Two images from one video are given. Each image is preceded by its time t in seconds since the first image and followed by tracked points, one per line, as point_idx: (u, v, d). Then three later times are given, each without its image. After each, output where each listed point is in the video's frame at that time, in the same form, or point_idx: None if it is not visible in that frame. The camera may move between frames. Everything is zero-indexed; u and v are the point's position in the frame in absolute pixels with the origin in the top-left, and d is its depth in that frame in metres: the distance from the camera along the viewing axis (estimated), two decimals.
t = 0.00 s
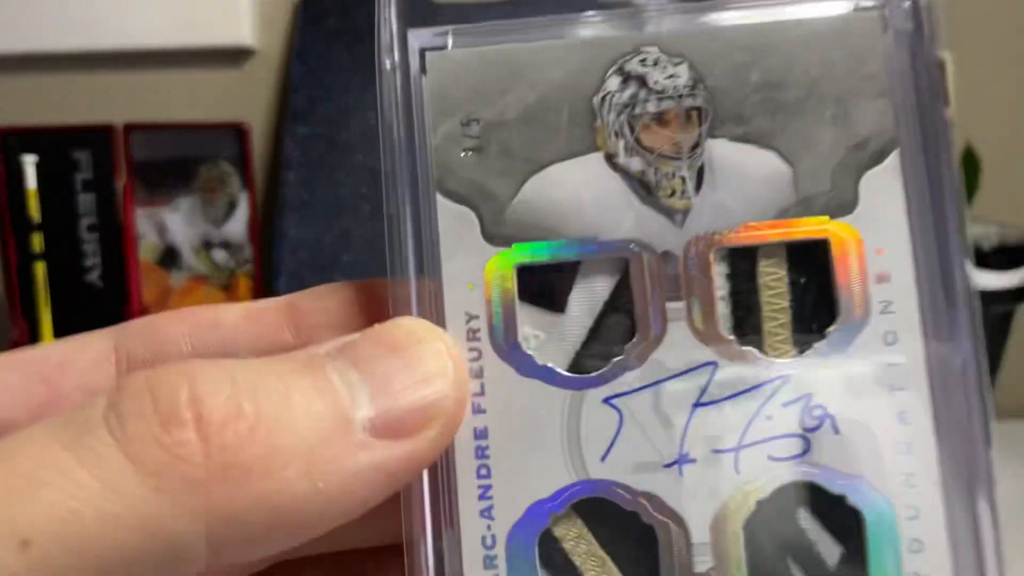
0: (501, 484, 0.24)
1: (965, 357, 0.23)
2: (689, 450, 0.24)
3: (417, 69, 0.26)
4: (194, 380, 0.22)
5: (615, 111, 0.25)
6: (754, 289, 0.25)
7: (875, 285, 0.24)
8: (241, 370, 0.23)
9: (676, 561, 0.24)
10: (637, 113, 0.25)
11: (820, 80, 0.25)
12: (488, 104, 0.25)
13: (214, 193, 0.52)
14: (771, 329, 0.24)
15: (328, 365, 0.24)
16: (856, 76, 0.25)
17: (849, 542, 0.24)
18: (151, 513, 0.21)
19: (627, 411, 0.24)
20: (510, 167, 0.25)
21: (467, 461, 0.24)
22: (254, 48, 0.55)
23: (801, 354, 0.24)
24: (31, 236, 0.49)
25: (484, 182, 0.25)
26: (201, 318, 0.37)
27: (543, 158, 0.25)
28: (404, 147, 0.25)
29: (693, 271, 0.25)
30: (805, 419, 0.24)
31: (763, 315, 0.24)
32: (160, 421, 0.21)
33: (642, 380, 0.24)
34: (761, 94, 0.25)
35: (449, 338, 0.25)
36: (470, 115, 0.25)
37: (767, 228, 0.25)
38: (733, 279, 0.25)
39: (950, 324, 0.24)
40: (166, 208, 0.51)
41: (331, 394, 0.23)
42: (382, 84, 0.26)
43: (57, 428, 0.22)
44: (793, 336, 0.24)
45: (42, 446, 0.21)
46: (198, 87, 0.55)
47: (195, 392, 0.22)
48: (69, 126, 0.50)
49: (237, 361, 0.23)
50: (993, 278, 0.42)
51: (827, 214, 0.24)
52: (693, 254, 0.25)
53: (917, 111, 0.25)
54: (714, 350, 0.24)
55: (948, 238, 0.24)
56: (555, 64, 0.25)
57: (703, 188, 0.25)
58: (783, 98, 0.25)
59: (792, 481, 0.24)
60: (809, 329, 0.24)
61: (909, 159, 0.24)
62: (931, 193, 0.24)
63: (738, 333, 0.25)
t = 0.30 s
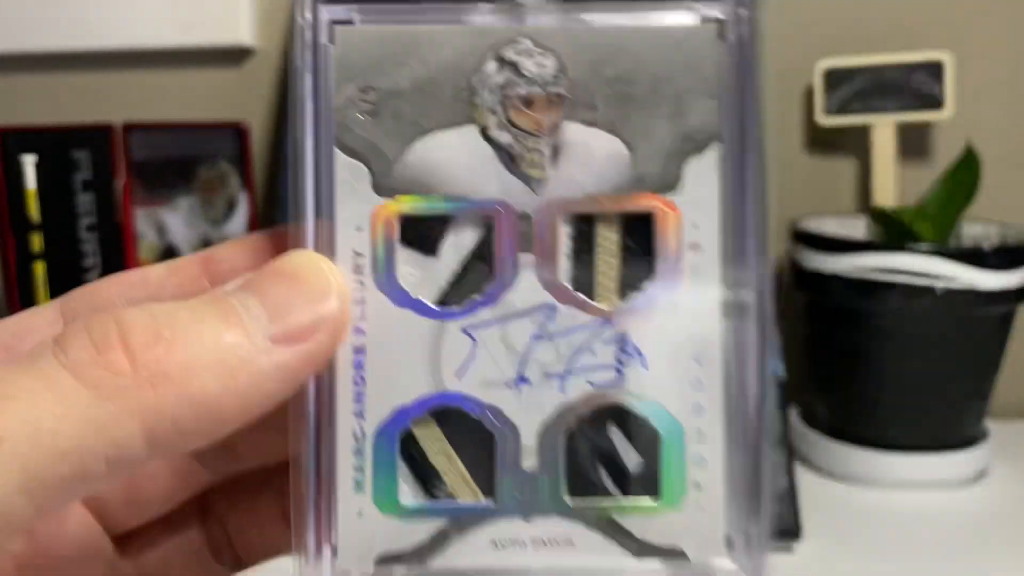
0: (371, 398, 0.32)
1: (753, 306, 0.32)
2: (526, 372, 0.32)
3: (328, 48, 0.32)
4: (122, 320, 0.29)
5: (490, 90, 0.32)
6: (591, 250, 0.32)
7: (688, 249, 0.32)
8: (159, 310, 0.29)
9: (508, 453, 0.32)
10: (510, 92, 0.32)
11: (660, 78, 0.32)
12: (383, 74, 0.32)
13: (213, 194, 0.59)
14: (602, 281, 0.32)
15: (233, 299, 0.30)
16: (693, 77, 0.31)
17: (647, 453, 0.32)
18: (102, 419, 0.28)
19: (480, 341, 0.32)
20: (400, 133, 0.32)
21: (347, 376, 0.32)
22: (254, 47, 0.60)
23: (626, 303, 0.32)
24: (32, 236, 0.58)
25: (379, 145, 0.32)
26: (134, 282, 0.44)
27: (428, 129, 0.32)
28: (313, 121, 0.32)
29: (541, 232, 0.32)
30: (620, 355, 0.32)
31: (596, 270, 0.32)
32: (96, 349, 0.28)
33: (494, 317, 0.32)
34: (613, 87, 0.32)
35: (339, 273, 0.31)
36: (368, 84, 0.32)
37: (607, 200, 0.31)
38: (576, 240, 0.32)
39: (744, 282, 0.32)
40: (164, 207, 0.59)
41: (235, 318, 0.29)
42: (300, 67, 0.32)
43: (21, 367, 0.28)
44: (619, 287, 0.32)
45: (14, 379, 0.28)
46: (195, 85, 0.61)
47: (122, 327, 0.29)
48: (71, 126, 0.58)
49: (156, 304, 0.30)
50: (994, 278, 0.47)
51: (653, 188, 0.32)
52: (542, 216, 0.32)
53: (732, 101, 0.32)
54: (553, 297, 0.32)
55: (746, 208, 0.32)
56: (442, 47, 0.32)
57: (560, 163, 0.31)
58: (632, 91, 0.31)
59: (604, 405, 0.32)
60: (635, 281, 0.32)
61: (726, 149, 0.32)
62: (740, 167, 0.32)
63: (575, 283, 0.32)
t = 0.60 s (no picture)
0: (361, 366, 0.30)
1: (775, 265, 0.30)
2: (525, 336, 0.30)
3: None
4: (72, 321, 0.27)
5: (471, 23, 0.29)
6: (591, 200, 0.30)
7: (701, 198, 0.30)
8: (108, 305, 0.27)
9: (511, 421, 0.31)
10: (492, 25, 0.29)
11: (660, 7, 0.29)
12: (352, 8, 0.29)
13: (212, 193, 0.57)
14: (605, 235, 0.30)
15: (191, 282, 0.28)
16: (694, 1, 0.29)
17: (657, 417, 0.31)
18: (54, 424, 0.26)
19: (472, 302, 0.30)
20: (372, 74, 0.29)
21: (334, 342, 0.30)
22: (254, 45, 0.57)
23: (631, 258, 0.30)
24: (33, 236, 0.57)
25: (349, 88, 0.29)
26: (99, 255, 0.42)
27: (403, 68, 0.29)
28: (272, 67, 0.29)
29: (535, 182, 0.30)
30: (627, 313, 0.30)
31: (597, 223, 0.30)
32: (45, 353, 0.26)
33: (488, 276, 0.30)
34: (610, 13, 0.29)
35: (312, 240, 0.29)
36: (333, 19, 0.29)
37: (607, 145, 0.29)
38: (574, 188, 0.30)
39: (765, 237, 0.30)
40: (165, 208, 0.57)
41: (192, 301, 0.27)
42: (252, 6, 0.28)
43: None
44: (623, 241, 0.30)
45: None
46: (195, 86, 0.57)
47: (71, 329, 0.26)
48: (73, 126, 0.57)
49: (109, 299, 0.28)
50: (995, 279, 0.44)
51: (661, 132, 0.29)
52: (535, 164, 0.29)
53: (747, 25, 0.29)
54: (551, 252, 0.30)
55: (766, 156, 0.29)
56: None
57: (552, 102, 0.29)
58: (628, 15, 0.29)
59: (611, 368, 0.31)
60: (640, 236, 0.30)
61: (740, 78, 0.29)
62: (756, 106, 0.29)
63: (574, 237, 0.30)
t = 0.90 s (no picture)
0: (374, 358, 0.29)
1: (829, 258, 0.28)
2: (551, 328, 0.29)
3: None
4: (81, 306, 0.26)
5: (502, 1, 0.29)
6: (624, 183, 0.29)
7: (742, 180, 0.28)
8: (118, 288, 0.26)
9: (535, 421, 0.29)
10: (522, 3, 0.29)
11: None
12: None
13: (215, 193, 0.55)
14: (639, 219, 0.29)
15: (202, 261, 0.27)
16: None
17: (696, 421, 0.29)
18: (66, 413, 0.25)
19: (496, 289, 0.29)
20: (399, 52, 0.29)
21: (350, 332, 0.29)
22: (255, 47, 0.55)
23: (667, 243, 0.29)
24: (32, 236, 0.55)
25: (375, 66, 0.29)
26: (114, 252, 0.41)
27: (431, 46, 0.29)
28: (302, 46, 0.29)
29: (566, 162, 0.29)
30: (663, 304, 0.29)
31: (630, 206, 0.29)
32: (54, 337, 0.25)
33: (513, 262, 0.29)
34: None
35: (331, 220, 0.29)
36: None
37: (639, 124, 0.29)
38: (606, 170, 0.29)
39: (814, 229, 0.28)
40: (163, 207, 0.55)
41: (205, 280, 0.26)
42: None
43: None
44: (658, 225, 0.29)
45: None
46: (197, 86, 0.56)
47: (81, 314, 0.25)
48: (72, 125, 0.56)
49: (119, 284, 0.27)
50: (996, 279, 0.42)
51: (700, 109, 0.28)
52: (567, 143, 0.29)
53: None
54: (581, 238, 0.29)
55: (817, 141, 0.28)
56: None
57: (583, 79, 0.29)
58: None
59: (647, 366, 0.29)
60: (675, 220, 0.29)
61: (784, 54, 0.28)
62: (803, 86, 0.28)
63: (606, 222, 0.29)
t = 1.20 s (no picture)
0: (369, 365, 0.30)
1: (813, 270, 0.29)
2: (543, 335, 0.30)
3: None
4: (89, 307, 0.27)
5: (503, 33, 0.31)
6: (616, 200, 0.30)
7: (730, 195, 0.29)
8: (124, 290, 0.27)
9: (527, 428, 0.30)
10: (522, 34, 0.31)
11: (691, 11, 0.30)
12: (388, 20, 0.31)
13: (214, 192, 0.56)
14: (631, 233, 0.30)
15: (205, 263, 0.28)
16: (728, 6, 0.30)
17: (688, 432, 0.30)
18: (80, 408, 0.25)
19: (490, 298, 0.30)
20: (404, 75, 0.31)
21: (346, 340, 0.30)
22: (253, 47, 0.57)
23: (658, 255, 0.30)
24: (31, 236, 0.55)
25: (380, 89, 0.30)
26: (122, 276, 0.42)
27: (435, 71, 0.30)
28: (314, 71, 0.31)
29: (559, 178, 0.30)
30: (654, 314, 0.29)
31: (622, 221, 0.30)
32: (64, 337, 0.26)
33: (507, 271, 0.30)
34: (636, 21, 0.30)
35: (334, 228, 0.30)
36: (373, 29, 0.31)
37: (633, 142, 0.30)
38: (599, 187, 0.30)
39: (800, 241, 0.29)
40: (163, 206, 0.56)
41: (208, 280, 0.27)
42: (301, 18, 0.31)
43: None
44: (650, 238, 0.30)
45: None
46: (206, 95, 0.58)
47: (88, 315, 0.26)
48: (72, 125, 0.56)
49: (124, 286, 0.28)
50: (998, 279, 0.42)
51: (689, 129, 0.30)
52: (561, 159, 0.30)
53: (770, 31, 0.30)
54: (573, 249, 0.30)
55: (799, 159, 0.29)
56: None
57: (577, 102, 0.30)
58: (656, 24, 0.30)
59: (640, 374, 0.30)
60: (666, 235, 0.30)
61: (768, 82, 0.30)
62: (786, 109, 0.30)
63: (598, 236, 0.30)
